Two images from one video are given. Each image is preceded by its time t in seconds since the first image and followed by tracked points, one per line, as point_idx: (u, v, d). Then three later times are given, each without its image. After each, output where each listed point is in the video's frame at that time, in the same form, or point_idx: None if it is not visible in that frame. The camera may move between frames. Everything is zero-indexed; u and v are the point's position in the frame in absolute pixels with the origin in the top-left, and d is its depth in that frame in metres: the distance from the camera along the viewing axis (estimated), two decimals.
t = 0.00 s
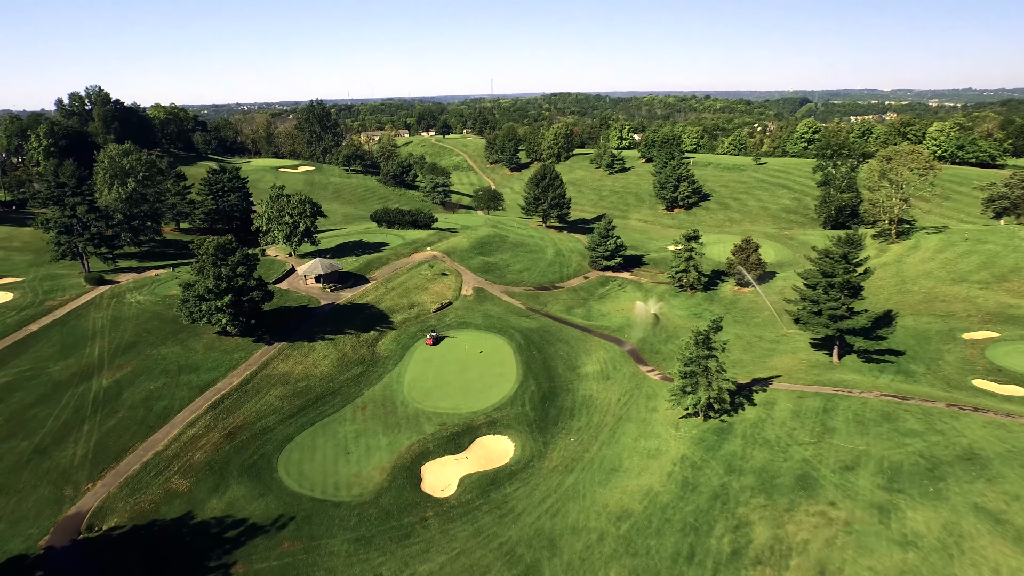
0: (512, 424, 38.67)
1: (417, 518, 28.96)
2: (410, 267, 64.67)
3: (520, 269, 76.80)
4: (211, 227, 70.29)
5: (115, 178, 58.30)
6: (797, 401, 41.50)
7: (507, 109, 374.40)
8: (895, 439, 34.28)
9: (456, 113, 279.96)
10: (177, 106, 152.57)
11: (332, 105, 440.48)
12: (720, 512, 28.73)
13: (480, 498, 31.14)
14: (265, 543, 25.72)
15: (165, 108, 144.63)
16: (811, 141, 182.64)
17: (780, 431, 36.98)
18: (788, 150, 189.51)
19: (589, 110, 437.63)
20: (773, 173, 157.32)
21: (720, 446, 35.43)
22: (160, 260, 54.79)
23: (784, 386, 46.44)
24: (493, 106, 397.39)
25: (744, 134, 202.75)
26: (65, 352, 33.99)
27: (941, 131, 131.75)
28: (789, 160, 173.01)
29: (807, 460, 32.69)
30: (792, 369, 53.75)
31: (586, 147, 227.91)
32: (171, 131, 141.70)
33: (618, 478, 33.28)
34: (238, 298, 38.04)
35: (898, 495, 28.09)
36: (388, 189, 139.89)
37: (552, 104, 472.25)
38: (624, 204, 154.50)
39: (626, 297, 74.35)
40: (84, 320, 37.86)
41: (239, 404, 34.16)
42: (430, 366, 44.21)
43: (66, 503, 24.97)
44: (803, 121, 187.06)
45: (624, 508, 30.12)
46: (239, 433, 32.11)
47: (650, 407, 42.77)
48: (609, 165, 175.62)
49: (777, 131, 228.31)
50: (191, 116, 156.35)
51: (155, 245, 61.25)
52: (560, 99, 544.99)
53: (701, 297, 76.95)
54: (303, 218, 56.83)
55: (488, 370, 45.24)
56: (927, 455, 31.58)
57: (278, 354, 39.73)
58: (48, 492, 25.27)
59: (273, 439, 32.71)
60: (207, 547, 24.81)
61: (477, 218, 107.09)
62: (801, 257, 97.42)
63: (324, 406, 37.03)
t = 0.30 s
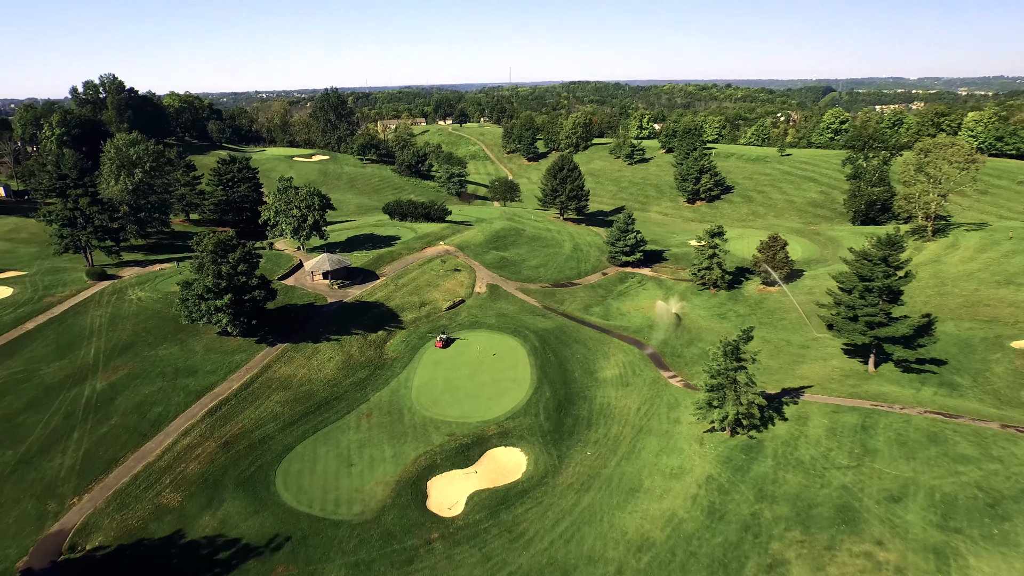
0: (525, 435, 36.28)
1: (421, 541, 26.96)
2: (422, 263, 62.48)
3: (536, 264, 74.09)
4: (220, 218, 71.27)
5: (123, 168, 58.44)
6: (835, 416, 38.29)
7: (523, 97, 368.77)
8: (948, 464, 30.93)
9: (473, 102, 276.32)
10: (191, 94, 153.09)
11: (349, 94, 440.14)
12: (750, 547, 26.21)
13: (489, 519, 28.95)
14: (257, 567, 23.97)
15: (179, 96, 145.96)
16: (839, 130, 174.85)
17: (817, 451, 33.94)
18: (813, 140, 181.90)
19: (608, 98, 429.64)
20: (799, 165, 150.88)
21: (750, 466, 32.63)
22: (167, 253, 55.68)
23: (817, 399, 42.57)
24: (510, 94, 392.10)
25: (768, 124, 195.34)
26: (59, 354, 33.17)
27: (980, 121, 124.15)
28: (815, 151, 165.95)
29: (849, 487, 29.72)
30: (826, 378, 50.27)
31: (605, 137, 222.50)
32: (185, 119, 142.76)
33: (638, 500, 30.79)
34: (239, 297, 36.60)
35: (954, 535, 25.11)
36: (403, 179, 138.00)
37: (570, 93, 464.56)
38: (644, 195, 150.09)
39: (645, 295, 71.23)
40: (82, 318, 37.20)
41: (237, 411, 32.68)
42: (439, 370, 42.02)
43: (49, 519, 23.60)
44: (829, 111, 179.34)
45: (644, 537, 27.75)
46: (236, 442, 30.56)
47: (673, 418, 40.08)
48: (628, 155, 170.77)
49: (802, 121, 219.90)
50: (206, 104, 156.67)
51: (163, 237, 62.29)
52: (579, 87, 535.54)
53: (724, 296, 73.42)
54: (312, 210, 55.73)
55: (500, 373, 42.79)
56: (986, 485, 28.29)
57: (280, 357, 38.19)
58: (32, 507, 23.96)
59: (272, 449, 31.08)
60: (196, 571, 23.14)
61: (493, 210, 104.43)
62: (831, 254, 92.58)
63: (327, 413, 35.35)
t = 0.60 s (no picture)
0: (539, 448, 33.87)
1: (425, 570, 24.94)
2: (435, 259, 60.25)
3: (553, 260, 71.20)
4: (231, 208, 73.25)
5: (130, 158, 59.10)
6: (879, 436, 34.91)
7: (542, 86, 363.14)
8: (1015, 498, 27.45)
9: (490, 90, 272.48)
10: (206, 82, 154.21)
11: (368, 82, 438.60)
12: None
13: (498, 545, 26.85)
14: None
15: (195, 84, 148.04)
16: (869, 121, 166.63)
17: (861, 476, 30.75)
18: (840, 131, 173.79)
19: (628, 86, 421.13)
20: (827, 157, 144.17)
21: (785, 492, 29.71)
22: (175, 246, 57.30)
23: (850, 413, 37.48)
24: (529, 82, 387.05)
25: (794, 114, 187.67)
26: (53, 356, 32.20)
27: None
28: (843, 142, 158.61)
29: (899, 523, 26.66)
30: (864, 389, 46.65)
31: (625, 127, 216.89)
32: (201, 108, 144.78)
33: (660, 528, 28.31)
34: (239, 297, 35.44)
35: None
36: (418, 169, 135.89)
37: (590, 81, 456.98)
38: (665, 187, 145.46)
39: (667, 295, 68.00)
40: (80, 318, 36.40)
41: (235, 419, 31.21)
42: (450, 376, 39.80)
43: (29, 540, 22.33)
44: (858, 100, 171.31)
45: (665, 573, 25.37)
46: (232, 454, 29.04)
47: (698, 430, 37.20)
48: (649, 146, 165.76)
49: (829, 110, 210.96)
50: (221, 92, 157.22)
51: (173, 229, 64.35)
52: (599, 74, 526.10)
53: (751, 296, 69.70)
54: (321, 204, 54.89)
55: (515, 380, 40.33)
56: None
57: (282, 361, 36.67)
58: (13, 525, 22.75)
59: (270, 461, 29.45)
60: None
61: (509, 202, 101.63)
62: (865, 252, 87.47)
63: (330, 422, 33.63)
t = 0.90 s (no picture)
0: (552, 465, 31.44)
1: None
2: (447, 256, 57.93)
3: (570, 257, 68.25)
4: (239, 199, 74.58)
5: (136, 149, 60.26)
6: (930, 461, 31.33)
7: (561, 74, 357.01)
8: None
9: (508, 78, 268.07)
10: (221, 72, 155.49)
11: (385, 71, 436.57)
12: None
13: None
14: None
15: (210, 73, 150.30)
16: (899, 110, 158.07)
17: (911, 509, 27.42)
18: (869, 121, 165.18)
19: (649, 74, 412.38)
20: (856, 148, 137.17)
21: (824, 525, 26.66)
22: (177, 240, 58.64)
23: (887, 433, 32.69)
24: (548, 70, 381.26)
25: (820, 104, 179.64)
26: (44, 361, 31.34)
27: None
28: (873, 133, 150.80)
29: (959, 570, 23.36)
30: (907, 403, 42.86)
31: (645, 116, 210.94)
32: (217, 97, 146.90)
33: (682, 562, 25.84)
34: (238, 299, 34.02)
35: None
36: (433, 159, 133.61)
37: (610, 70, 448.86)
38: (686, 179, 140.75)
39: (689, 294, 64.73)
40: (75, 318, 35.66)
41: (231, 431, 29.71)
42: (459, 384, 37.67)
43: (4, 565, 21.12)
44: (887, 89, 162.36)
45: None
46: (225, 469, 27.50)
47: (724, 446, 34.11)
48: (669, 137, 160.63)
49: (859, 100, 201.79)
50: (236, 80, 157.75)
51: (180, 221, 66.10)
52: (620, 62, 515.61)
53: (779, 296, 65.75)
54: (329, 198, 54.02)
55: (528, 388, 37.89)
56: None
57: (282, 367, 35.06)
58: None
59: (265, 477, 27.79)
60: None
61: (525, 193, 98.75)
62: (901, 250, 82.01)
63: (331, 433, 31.90)
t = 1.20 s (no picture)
0: (561, 485, 29.29)
1: None
2: (452, 253, 55.54)
3: (580, 253, 65.55)
4: (240, 191, 73.29)
5: (132, 141, 58.58)
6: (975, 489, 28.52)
7: (571, 62, 349.74)
8: None
9: (518, 66, 263.40)
10: (227, 60, 153.97)
11: (393, 58, 430.53)
12: None
13: None
14: None
15: (215, 61, 149.07)
16: (922, 100, 151.73)
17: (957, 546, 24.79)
18: (890, 112, 158.87)
19: (662, 62, 403.61)
20: (878, 139, 131.70)
21: (859, 563, 24.24)
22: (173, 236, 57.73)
23: (926, 455, 29.55)
24: (559, 57, 374.96)
25: (838, 93, 173.37)
26: (24, 368, 29.85)
27: None
28: (895, 124, 144.92)
29: None
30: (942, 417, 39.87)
31: (658, 105, 205.43)
32: (222, 85, 145.65)
33: None
34: (228, 304, 32.29)
35: None
36: (440, 149, 130.85)
37: (622, 57, 440.98)
38: (699, 171, 136.65)
39: (704, 294, 61.94)
40: (60, 321, 34.15)
41: (218, 446, 27.98)
42: (462, 393, 35.55)
43: None
44: (908, 79, 155.33)
45: None
46: (210, 489, 25.82)
47: (746, 465, 31.67)
48: (682, 127, 156.02)
49: (879, 89, 194.81)
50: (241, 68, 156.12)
51: (177, 214, 65.17)
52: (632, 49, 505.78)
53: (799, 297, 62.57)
54: (329, 192, 52.25)
55: (536, 398, 35.67)
56: None
57: (275, 376, 33.28)
58: None
59: (253, 498, 26.03)
60: None
61: (534, 186, 95.88)
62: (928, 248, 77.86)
63: (326, 448, 30.07)
